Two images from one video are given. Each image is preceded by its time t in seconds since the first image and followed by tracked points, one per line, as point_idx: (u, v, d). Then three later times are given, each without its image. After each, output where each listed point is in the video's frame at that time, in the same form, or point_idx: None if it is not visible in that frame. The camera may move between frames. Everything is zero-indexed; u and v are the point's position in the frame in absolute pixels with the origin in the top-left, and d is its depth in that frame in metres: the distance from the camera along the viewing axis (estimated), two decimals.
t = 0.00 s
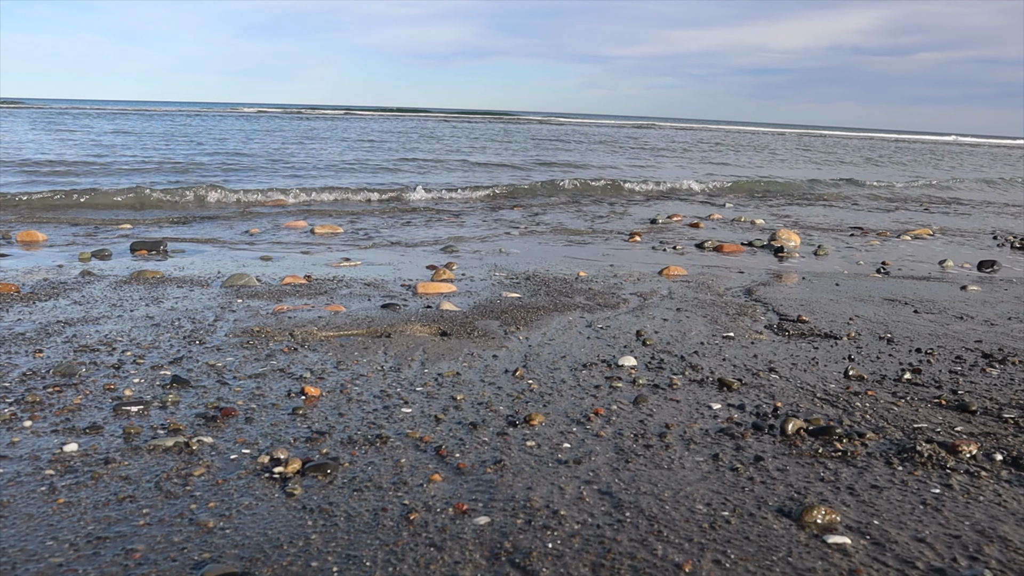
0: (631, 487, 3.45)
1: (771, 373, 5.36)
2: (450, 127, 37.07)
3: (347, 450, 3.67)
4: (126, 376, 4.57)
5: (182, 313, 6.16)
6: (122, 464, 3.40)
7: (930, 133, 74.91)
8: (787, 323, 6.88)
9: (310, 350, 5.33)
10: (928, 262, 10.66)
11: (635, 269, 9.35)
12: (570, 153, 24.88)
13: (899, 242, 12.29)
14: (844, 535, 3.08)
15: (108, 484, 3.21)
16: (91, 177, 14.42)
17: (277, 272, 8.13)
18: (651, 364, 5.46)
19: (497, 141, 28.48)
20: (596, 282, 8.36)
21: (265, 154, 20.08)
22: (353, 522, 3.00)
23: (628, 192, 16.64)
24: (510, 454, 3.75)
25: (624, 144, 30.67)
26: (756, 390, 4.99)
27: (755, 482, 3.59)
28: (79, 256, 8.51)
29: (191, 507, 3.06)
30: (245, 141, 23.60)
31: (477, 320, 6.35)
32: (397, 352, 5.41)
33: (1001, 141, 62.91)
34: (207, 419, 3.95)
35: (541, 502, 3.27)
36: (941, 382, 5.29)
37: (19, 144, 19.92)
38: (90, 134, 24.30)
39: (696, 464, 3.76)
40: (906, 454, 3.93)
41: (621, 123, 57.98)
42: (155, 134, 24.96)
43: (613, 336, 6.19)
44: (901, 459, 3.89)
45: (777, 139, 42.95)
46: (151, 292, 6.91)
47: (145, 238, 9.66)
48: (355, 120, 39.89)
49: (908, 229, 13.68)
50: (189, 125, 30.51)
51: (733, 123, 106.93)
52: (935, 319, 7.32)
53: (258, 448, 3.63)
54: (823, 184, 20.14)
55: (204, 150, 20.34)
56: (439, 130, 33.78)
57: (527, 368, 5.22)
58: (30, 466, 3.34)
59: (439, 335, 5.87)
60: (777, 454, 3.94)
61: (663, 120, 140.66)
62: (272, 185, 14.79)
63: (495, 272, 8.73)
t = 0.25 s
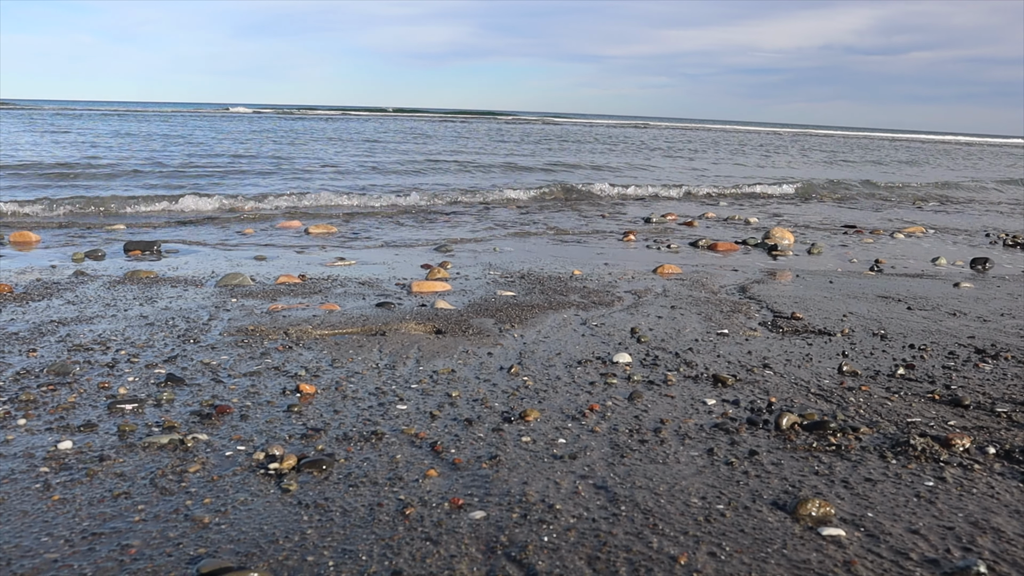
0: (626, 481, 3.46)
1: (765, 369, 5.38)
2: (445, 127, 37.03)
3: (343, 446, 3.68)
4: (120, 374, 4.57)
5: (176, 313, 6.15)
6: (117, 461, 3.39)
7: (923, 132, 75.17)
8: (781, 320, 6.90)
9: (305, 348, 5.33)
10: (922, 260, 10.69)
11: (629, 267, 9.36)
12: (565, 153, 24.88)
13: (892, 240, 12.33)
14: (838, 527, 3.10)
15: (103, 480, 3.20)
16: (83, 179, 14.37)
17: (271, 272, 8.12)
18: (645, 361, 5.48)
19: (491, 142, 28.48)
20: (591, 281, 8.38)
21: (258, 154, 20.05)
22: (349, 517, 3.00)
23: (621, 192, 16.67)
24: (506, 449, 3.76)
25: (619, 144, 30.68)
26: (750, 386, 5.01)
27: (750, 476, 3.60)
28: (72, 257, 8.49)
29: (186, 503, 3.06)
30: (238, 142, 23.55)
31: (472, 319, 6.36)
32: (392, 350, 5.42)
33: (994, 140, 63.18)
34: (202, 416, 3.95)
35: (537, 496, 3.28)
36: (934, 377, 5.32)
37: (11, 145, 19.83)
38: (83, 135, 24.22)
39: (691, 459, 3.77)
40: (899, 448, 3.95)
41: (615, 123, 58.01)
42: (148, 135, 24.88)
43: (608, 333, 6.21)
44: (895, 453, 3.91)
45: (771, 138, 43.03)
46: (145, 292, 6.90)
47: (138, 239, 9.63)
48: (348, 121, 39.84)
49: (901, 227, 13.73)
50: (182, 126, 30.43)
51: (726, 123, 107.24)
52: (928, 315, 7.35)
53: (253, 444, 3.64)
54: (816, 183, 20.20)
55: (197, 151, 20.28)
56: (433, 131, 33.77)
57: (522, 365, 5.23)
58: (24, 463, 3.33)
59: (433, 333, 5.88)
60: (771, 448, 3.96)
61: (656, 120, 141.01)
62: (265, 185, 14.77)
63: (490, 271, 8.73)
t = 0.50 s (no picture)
0: (624, 477, 3.47)
1: (763, 366, 5.39)
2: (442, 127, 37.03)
3: (341, 443, 3.68)
4: (117, 373, 4.56)
5: (173, 312, 6.14)
6: (114, 459, 3.39)
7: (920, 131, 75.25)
8: (778, 317, 6.92)
9: (302, 347, 5.33)
10: (918, 257, 10.72)
11: (626, 265, 9.38)
12: (562, 152, 24.87)
13: (888, 238, 12.35)
14: (836, 522, 3.11)
15: (101, 478, 3.20)
16: (79, 180, 14.35)
17: (268, 271, 8.12)
18: (643, 358, 5.49)
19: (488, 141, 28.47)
20: (588, 279, 8.39)
21: (255, 154, 20.04)
22: (346, 514, 3.00)
23: (618, 191, 16.69)
24: (503, 446, 3.76)
25: (616, 143, 30.69)
26: (747, 383, 5.01)
27: (747, 471, 3.61)
28: (69, 257, 8.48)
29: (184, 500, 3.06)
30: (235, 142, 23.53)
31: (469, 317, 6.36)
32: (389, 348, 5.42)
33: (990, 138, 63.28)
34: (199, 414, 3.94)
35: (535, 493, 3.28)
36: (931, 373, 5.33)
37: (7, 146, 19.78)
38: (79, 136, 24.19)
39: (688, 455, 3.78)
40: (897, 443, 3.96)
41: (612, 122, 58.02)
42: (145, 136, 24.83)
43: (606, 331, 6.21)
44: (892, 448, 3.92)
45: (767, 137, 43.06)
46: (142, 291, 6.89)
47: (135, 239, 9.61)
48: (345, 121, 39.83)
49: (898, 225, 13.76)
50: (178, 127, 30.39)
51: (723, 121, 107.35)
52: (925, 312, 7.37)
53: (251, 442, 3.64)
54: (812, 182, 20.24)
55: (194, 152, 20.26)
56: (430, 130, 33.78)
57: (520, 362, 5.23)
58: (21, 462, 3.33)
59: (431, 331, 5.88)
60: (769, 444, 3.97)
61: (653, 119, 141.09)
62: (262, 185, 14.76)
63: (487, 269, 8.74)
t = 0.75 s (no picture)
0: (622, 475, 3.47)
1: (760, 363, 5.40)
2: (439, 126, 37.01)
3: (339, 442, 3.68)
4: (115, 373, 4.56)
5: (171, 311, 6.13)
6: (113, 459, 3.39)
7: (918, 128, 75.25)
8: (775, 315, 6.93)
9: (300, 346, 5.33)
10: (915, 254, 10.74)
11: (624, 263, 9.38)
12: (559, 150, 24.86)
13: (886, 235, 12.37)
14: (833, 519, 3.11)
15: (99, 478, 3.21)
16: (76, 179, 14.33)
17: (266, 271, 8.11)
18: (640, 356, 5.50)
19: (486, 139, 28.45)
20: (586, 277, 8.39)
21: (252, 153, 20.02)
22: (345, 513, 3.00)
23: (615, 189, 16.70)
24: (501, 445, 3.77)
25: (613, 141, 30.67)
26: (745, 380, 5.03)
27: (745, 468, 3.62)
28: (66, 257, 8.46)
29: (183, 500, 3.06)
30: (232, 141, 23.50)
31: (467, 315, 6.36)
32: (387, 346, 5.43)
33: (988, 135, 63.32)
34: (197, 414, 3.95)
35: (533, 491, 3.28)
36: (928, 370, 5.35)
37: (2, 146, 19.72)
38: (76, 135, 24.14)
39: (686, 452, 3.79)
40: (894, 440, 3.98)
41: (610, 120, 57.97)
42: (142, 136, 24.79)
43: (603, 329, 6.22)
44: (890, 445, 3.93)
45: (766, 135, 43.05)
46: (140, 291, 6.89)
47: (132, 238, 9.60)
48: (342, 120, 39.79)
49: (895, 223, 13.78)
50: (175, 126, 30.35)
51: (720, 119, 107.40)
52: (922, 309, 7.39)
53: (249, 441, 3.64)
54: (809, 179, 20.27)
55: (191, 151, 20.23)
56: (427, 129, 33.77)
57: (517, 361, 5.24)
58: (19, 462, 3.33)
59: (428, 330, 5.88)
60: (766, 442, 3.98)
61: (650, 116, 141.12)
62: (259, 184, 14.75)
63: (484, 268, 8.74)
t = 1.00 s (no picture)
0: (620, 473, 3.48)
1: (757, 361, 5.41)
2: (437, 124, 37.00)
3: (336, 441, 3.68)
4: (112, 373, 4.56)
5: (168, 311, 6.12)
6: (110, 458, 3.39)
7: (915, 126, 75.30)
8: (773, 312, 6.94)
9: (298, 345, 5.33)
10: (912, 252, 10.76)
11: (622, 262, 9.39)
12: (556, 149, 24.86)
13: (883, 233, 12.38)
14: (830, 516, 3.12)
15: (96, 478, 3.20)
16: (72, 179, 14.30)
17: (263, 270, 8.10)
18: (638, 354, 5.50)
19: (484, 138, 28.42)
20: (583, 275, 8.40)
21: (249, 153, 19.99)
22: (342, 512, 3.00)
23: (613, 187, 16.70)
24: (499, 443, 3.77)
25: (611, 140, 30.66)
26: (743, 378, 5.03)
27: (742, 466, 3.63)
28: (63, 257, 8.44)
29: (180, 499, 3.06)
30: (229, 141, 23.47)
31: (465, 314, 6.36)
32: (384, 345, 5.42)
33: (986, 133, 63.38)
34: (194, 413, 3.94)
35: (531, 489, 3.29)
36: (925, 367, 5.36)
37: None
38: (72, 135, 24.07)
39: (684, 450, 3.79)
40: (891, 437, 3.99)
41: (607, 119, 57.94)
42: (138, 135, 24.73)
43: (601, 327, 6.22)
44: (887, 442, 3.94)
45: (763, 133, 43.07)
46: (137, 291, 6.88)
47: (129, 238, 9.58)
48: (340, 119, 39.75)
49: (893, 220, 13.79)
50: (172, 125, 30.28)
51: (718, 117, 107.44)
52: (919, 306, 7.40)
53: (246, 441, 3.64)
54: (807, 177, 20.29)
55: (188, 151, 20.19)
56: (425, 128, 33.76)
57: (515, 359, 5.24)
58: (16, 462, 3.33)
59: (426, 329, 5.88)
60: (764, 439, 3.98)
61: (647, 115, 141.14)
62: (256, 184, 14.74)
63: (482, 267, 8.74)
